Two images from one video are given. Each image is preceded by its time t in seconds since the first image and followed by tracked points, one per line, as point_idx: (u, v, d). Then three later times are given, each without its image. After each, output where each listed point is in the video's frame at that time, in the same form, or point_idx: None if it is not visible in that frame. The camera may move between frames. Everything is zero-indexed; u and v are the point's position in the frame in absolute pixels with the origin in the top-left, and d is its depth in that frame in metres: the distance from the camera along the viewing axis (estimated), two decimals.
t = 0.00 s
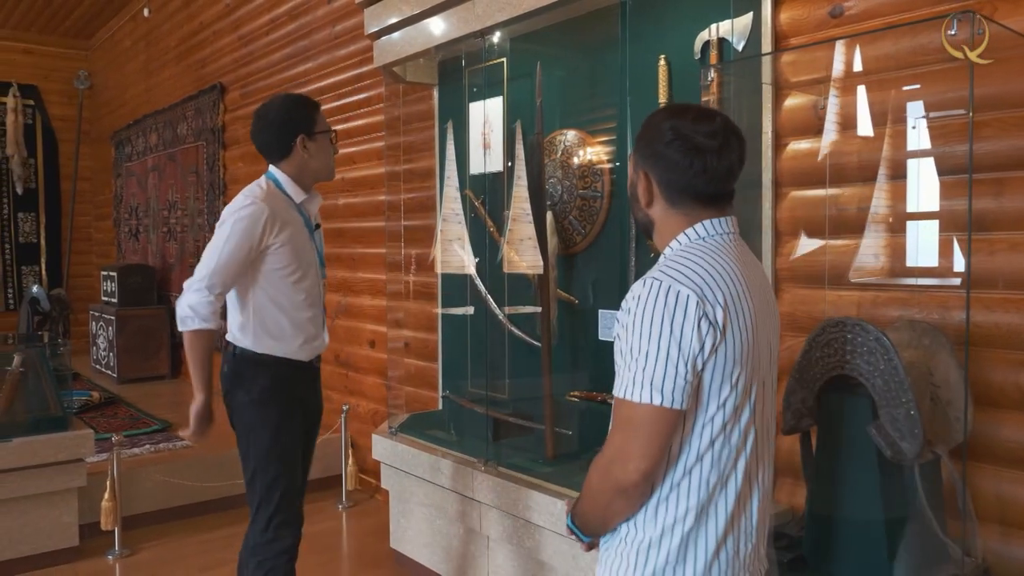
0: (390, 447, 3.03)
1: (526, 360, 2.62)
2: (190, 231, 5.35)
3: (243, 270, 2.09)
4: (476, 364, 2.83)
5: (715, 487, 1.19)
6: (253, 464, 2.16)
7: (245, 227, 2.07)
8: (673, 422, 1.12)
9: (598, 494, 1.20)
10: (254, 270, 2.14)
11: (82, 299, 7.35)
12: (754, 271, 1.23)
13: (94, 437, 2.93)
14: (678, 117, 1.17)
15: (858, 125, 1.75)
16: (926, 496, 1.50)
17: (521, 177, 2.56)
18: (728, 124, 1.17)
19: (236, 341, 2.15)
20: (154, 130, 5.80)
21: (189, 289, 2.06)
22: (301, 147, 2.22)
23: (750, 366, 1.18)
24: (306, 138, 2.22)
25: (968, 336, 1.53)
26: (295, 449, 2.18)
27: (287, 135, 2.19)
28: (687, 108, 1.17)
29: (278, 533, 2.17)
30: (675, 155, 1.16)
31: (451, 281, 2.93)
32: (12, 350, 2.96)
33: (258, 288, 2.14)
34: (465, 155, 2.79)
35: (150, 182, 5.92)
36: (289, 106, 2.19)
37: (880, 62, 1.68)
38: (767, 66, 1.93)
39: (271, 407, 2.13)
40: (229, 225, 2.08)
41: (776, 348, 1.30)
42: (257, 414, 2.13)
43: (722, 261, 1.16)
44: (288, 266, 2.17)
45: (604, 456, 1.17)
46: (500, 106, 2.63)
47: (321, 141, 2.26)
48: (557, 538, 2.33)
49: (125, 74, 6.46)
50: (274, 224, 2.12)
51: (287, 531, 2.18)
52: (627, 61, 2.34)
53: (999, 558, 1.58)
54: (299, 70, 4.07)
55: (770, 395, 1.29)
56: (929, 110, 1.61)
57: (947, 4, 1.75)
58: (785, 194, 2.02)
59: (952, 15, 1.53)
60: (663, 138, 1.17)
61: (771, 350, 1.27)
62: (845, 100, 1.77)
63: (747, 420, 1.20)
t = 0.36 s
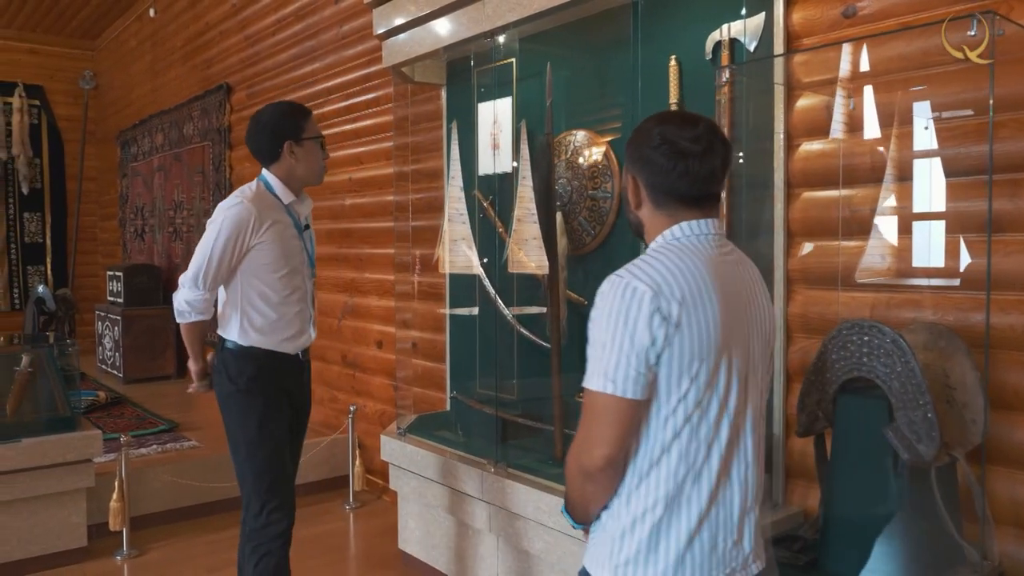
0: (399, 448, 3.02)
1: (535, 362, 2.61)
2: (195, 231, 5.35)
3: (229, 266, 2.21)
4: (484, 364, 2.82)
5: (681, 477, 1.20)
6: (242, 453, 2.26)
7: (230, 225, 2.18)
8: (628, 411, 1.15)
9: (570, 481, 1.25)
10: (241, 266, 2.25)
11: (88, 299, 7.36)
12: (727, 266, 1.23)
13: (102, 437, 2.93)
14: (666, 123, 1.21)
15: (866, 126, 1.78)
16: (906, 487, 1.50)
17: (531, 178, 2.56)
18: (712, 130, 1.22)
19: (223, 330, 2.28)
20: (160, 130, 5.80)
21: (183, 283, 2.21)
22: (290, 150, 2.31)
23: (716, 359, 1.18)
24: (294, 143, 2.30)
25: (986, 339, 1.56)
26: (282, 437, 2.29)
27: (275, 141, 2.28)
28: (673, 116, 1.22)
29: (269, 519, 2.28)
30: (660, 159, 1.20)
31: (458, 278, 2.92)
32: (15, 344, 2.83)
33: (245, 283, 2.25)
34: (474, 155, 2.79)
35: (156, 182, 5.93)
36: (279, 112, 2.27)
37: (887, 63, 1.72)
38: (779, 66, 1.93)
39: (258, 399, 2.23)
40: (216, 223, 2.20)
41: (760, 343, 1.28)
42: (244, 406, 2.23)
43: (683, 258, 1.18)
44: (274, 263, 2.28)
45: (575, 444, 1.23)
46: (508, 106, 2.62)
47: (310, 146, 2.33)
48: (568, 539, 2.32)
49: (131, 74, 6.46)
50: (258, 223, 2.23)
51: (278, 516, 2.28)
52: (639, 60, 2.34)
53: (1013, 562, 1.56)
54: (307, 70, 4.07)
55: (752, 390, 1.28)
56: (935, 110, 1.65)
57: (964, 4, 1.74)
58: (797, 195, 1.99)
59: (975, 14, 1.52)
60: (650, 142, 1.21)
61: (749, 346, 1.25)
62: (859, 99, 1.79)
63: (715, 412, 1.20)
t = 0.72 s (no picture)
0: (409, 449, 3.02)
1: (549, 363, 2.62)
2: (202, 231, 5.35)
3: (226, 268, 2.23)
4: (495, 366, 2.82)
5: (630, 477, 1.17)
6: (234, 447, 2.25)
7: (222, 228, 2.20)
8: (572, 406, 1.15)
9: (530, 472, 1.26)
10: (237, 268, 2.27)
11: (92, 299, 7.36)
12: (686, 265, 1.19)
13: (113, 438, 2.92)
14: (635, 125, 1.20)
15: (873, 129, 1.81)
16: (917, 482, 1.51)
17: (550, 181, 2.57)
18: (681, 128, 1.21)
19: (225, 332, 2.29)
20: (165, 131, 5.80)
21: (186, 292, 2.23)
22: (277, 151, 2.31)
23: (666, 359, 1.14)
24: (281, 143, 2.31)
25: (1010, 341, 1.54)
26: (278, 436, 2.29)
27: (262, 141, 2.29)
28: (642, 116, 1.21)
29: (252, 511, 2.27)
30: (631, 161, 1.19)
31: (469, 276, 2.92)
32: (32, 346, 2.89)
33: (243, 284, 2.27)
34: (488, 157, 2.78)
35: (161, 183, 5.93)
36: (263, 112, 2.28)
37: (909, 63, 1.71)
38: (795, 66, 1.92)
39: (256, 398, 2.24)
40: (208, 228, 2.22)
41: (727, 341, 1.22)
42: (240, 403, 2.23)
43: (633, 256, 1.15)
44: (267, 261, 2.29)
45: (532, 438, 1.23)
46: (521, 107, 2.61)
47: (297, 146, 2.33)
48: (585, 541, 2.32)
49: (136, 75, 6.46)
50: (248, 223, 2.25)
51: (258, 513, 2.27)
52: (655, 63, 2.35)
53: None
54: (314, 70, 4.07)
55: (714, 391, 1.21)
56: (942, 110, 1.68)
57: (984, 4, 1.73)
58: (812, 195, 1.99)
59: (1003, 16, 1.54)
60: (620, 144, 1.20)
61: (711, 344, 1.19)
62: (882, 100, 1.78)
63: (664, 413, 1.16)
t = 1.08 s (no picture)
0: (425, 449, 3.00)
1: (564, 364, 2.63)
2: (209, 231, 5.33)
3: (211, 270, 2.14)
4: (510, 365, 2.81)
5: (648, 486, 1.07)
6: (215, 445, 2.17)
7: (207, 227, 2.12)
8: (587, 414, 1.05)
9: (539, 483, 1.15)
10: (223, 269, 2.19)
11: (98, 299, 7.36)
12: (699, 263, 1.09)
13: (127, 439, 2.92)
14: (634, 125, 1.08)
15: (880, 129, 1.85)
16: (939, 474, 1.52)
17: (566, 181, 2.56)
18: (679, 126, 1.08)
19: (212, 335, 2.21)
20: (172, 131, 5.79)
21: (171, 293, 2.15)
22: (263, 149, 2.22)
23: (682, 362, 1.05)
24: (266, 142, 2.22)
25: None
26: (262, 437, 2.20)
27: (247, 138, 2.20)
28: (640, 114, 1.08)
29: (231, 509, 2.19)
30: (630, 162, 1.07)
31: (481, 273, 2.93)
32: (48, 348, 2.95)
33: (230, 286, 2.19)
34: (501, 156, 2.78)
35: (168, 183, 5.92)
36: (249, 111, 2.21)
37: (935, 61, 1.72)
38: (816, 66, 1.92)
39: (241, 397, 2.16)
40: (191, 226, 2.13)
41: (741, 338, 1.13)
42: (223, 400, 2.15)
43: (645, 257, 1.05)
44: (254, 262, 2.21)
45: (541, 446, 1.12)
46: (538, 107, 2.62)
47: (283, 144, 2.25)
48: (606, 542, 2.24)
49: (142, 75, 6.45)
50: (233, 222, 2.16)
51: (239, 512, 2.19)
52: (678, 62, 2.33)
53: None
54: (323, 70, 4.06)
55: (728, 389, 1.12)
56: (954, 111, 1.71)
57: (1010, 4, 1.73)
58: (833, 195, 1.97)
59: None
60: (620, 145, 1.08)
61: (725, 344, 1.10)
62: (906, 102, 1.78)
63: (681, 417, 1.06)
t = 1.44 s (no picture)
0: (444, 450, 2.95)
1: (584, 361, 2.58)
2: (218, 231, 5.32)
3: (209, 273, 2.08)
4: (529, 364, 2.81)
5: (719, 477, 1.15)
6: (213, 442, 2.10)
7: (204, 230, 2.05)
8: (666, 411, 1.12)
9: (605, 480, 1.21)
10: (220, 272, 2.12)
11: (105, 299, 7.35)
12: (763, 266, 1.18)
13: (144, 438, 2.89)
14: (697, 123, 1.16)
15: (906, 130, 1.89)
16: (956, 476, 1.55)
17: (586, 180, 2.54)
18: (744, 126, 1.17)
19: (206, 336, 2.14)
20: (180, 130, 5.78)
21: (167, 294, 2.09)
22: (262, 149, 2.15)
23: (752, 359, 1.14)
24: (264, 142, 2.15)
25: None
26: (259, 432, 2.13)
27: (246, 137, 2.13)
28: (703, 113, 1.17)
29: (232, 507, 2.11)
30: (693, 159, 1.15)
31: (500, 271, 2.93)
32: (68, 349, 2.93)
33: (225, 289, 2.12)
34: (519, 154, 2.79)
35: (176, 182, 5.91)
36: (247, 110, 2.14)
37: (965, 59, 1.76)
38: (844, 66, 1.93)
39: (236, 392, 2.09)
40: (190, 228, 2.07)
41: (796, 341, 1.23)
42: (219, 397, 2.08)
43: (721, 259, 1.13)
44: (253, 265, 2.14)
45: (610, 442, 1.19)
46: (557, 106, 2.61)
47: (283, 144, 2.17)
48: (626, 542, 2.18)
49: (149, 74, 6.44)
50: (232, 226, 2.09)
51: (238, 507, 2.12)
52: (705, 60, 2.30)
53: None
54: (335, 69, 4.05)
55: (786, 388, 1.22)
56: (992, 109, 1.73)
57: None
58: (860, 194, 1.97)
59: None
60: (681, 142, 1.16)
61: (784, 342, 1.19)
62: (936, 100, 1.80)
63: (749, 411, 1.15)
